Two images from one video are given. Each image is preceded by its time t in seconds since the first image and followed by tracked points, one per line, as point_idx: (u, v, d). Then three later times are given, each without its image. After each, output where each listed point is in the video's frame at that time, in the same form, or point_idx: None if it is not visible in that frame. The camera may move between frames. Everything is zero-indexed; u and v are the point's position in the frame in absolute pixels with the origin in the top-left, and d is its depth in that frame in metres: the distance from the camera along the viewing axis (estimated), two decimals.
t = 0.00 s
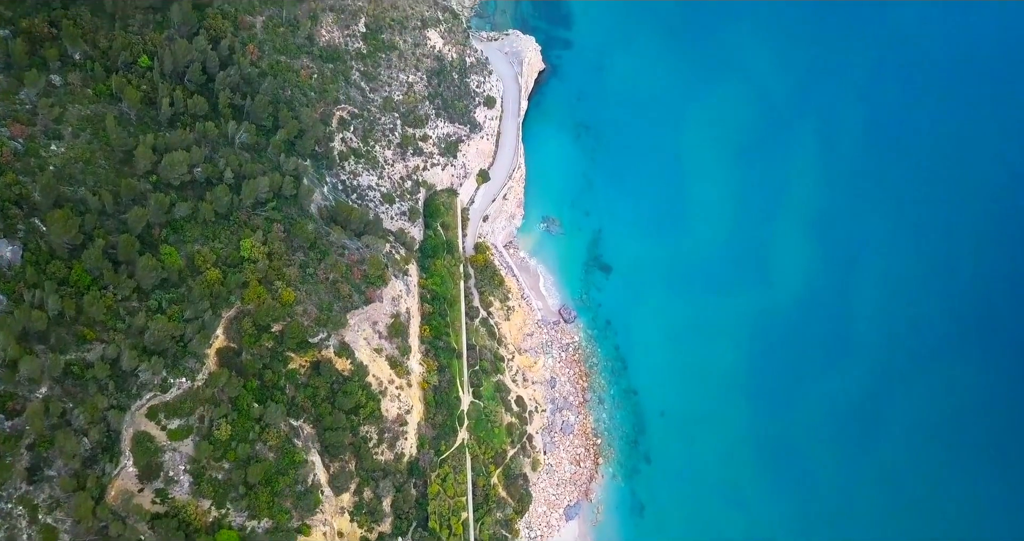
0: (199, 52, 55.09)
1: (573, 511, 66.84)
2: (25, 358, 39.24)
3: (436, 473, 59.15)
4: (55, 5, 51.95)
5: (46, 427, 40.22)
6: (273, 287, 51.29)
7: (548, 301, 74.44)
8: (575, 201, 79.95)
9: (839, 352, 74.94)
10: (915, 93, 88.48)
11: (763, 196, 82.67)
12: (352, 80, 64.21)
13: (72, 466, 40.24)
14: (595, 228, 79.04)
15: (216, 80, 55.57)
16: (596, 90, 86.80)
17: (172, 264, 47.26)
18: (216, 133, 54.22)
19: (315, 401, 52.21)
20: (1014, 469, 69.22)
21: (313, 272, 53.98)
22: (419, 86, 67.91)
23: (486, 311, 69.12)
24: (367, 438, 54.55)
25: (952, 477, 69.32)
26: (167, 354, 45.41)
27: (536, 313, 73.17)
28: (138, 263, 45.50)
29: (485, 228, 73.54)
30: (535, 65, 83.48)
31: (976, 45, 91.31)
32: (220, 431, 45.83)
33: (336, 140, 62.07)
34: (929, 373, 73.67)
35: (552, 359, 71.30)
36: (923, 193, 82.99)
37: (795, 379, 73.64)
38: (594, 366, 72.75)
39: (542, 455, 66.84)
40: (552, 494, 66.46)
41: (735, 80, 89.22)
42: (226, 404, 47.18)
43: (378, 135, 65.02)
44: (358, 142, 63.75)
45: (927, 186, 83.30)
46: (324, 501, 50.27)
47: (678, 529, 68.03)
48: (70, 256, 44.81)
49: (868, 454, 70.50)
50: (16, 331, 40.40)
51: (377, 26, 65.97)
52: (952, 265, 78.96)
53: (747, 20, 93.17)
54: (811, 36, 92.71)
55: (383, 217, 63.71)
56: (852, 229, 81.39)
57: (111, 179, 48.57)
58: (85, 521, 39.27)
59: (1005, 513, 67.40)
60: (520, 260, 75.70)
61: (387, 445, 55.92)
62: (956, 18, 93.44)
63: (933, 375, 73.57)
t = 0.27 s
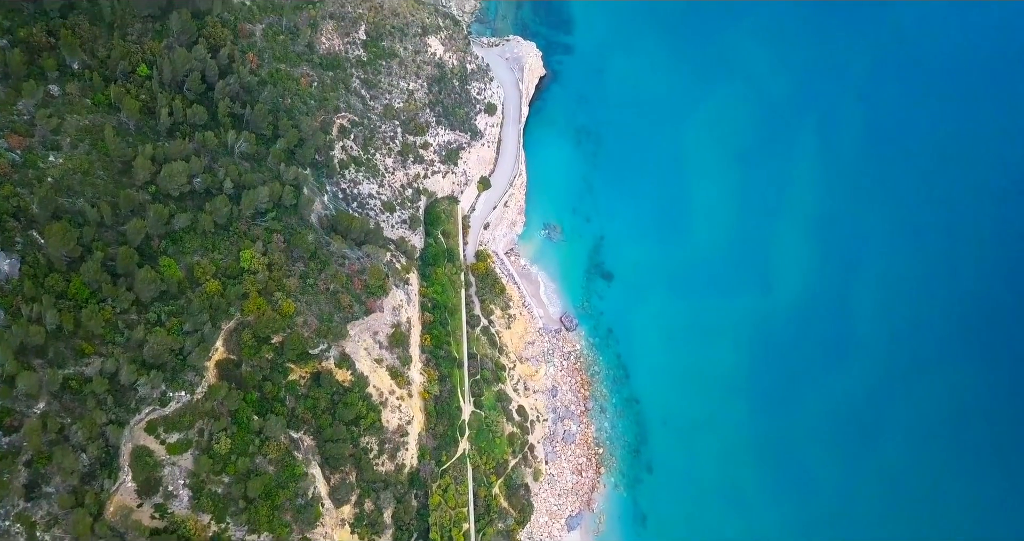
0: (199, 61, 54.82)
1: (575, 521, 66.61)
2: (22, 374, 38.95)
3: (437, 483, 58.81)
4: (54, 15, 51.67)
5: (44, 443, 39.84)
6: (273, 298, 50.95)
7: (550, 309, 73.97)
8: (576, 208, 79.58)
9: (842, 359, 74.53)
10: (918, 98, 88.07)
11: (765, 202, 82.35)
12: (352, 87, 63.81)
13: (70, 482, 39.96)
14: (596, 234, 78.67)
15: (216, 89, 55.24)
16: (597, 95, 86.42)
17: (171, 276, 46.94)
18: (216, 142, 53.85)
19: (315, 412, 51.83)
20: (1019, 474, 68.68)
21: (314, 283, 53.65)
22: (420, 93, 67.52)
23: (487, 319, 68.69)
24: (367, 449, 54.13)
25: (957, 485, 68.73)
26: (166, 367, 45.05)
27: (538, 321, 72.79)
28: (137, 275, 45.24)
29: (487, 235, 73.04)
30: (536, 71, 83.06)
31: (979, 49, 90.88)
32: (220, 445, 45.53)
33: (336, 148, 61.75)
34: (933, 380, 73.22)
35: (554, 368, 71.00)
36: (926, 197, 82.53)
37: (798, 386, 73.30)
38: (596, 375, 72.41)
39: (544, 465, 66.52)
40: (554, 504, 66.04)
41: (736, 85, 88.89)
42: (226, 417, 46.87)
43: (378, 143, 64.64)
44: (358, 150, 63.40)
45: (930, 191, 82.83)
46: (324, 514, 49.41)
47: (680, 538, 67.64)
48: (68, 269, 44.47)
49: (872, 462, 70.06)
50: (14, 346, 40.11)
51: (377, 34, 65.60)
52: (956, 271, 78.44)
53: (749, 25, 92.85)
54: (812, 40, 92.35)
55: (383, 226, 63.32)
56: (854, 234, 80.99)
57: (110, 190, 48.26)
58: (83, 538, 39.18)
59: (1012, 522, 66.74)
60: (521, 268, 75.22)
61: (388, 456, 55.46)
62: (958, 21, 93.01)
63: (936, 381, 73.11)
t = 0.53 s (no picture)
0: (198, 71, 54.42)
1: (577, 533, 66.52)
2: (19, 392, 38.49)
3: (438, 496, 58.33)
4: (52, 25, 51.18)
5: (41, 463, 39.34)
6: (273, 312, 50.52)
7: (551, 319, 73.70)
8: (578, 215, 79.17)
9: (846, 368, 74.13)
10: (921, 104, 87.65)
11: (767, 210, 82.01)
12: (352, 96, 63.39)
13: (68, 501, 39.75)
14: (598, 243, 78.28)
15: (215, 100, 54.82)
16: (598, 102, 85.99)
17: (170, 290, 46.63)
18: (215, 154, 53.49)
19: (316, 426, 51.49)
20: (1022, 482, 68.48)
21: (314, 295, 53.30)
22: (421, 102, 67.10)
23: (488, 329, 68.29)
24: (368, 462, 53.72)
25: (962, 496, 68.38)
26: (165, 384, 44.68)
27: (539, 330, 72.43)
28: (135, 290, 44.75)
29: (488, 244, 72.63)
30: (537, 78, 82.65)
31: (982, 54, 90.49)
32: (219, 461, 45.10)
33: (337, 158, 61.36)
34: (938, 390, 72.84)
35: (555, 378, 70.60)
36: (930, 205, 82.12)
37: (802, 396, 72.94)
38: (598, 385, 72.03)
39: (546, 477, 66.19)
40: (556, 516, 65.73)
41: (739, 91, 88.45)
42: (226, 433, 46.35)
43: (379, 152, 64.24)
44: (359, 159, 62.99)
45: (934, 198, 82.44)
46: (324, 529, 49.13)
47: None
48: (66, 284, 43.97)
49: (877, 472, 69.69)
50: (12, 364, 39.65)
51: (377, 42, 65.10)
52: (960, 279, 78.05)
53: (751, 30, 92.35)
54: (815, 46, 91.84)
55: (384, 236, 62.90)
56: (858, 242, 80.57)
57: (109, 203, 47.90)
58: None
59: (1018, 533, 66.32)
60: (523, 276, 74.77)
61: (389, 468, 55.01)
62: (961, 27, 92.63)
63: (941, 391, 72.74)
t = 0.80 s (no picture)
0: (197, 81, 54.05)
1: None
2: (18, 408, 38.29)
3: (439, 507, 57.63)
4: (50, 34, 50.67)
5: (39, 479, 39.08)
6: (273, 323, 50.17)
7: (552, 326, 73.42)
8: (579, 222, 78.79)
9: (848, 377, 73.98)
10: (921, 108, 87.49)
11: (769, 217, 81.66)
12: (352, 104, 63.04)
13: (66, 518, 39.39)
14: (599, 250, 77.90)
15: (215, 109, 54.45)
16: (599, 108, 85.63)
17: (169, 302, 46.13)
18: (214, 164, 53.21)
19: (316, 437, 51.21)
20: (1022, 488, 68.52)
21: (314, 306, 52.90)
22: (421, 109, 66.69)
23: (489, 338, 67.96)
24: (369, 473, 53.38)
25: (966, 506, 68.26)
26: (164, 398, 44.28)
27: (540, 338, 72.12)
28: (134, 302, 44.27)
29: (488, 251, 72.38)
30: (538, 84, 82.21)
31: (984, 60, 90.17)
32: (219, 475, 44.78)
33: (337, 166, 61.00)
34: (939, 399, 72.78)
35: (557, 387, 70.29)
36: (933, 212, 81.85)
37: (804, 405, 72.79)
38: (600, 394, 71.72)
39: (548, 487, 65.92)
40: (557, 526, 65.63)
41: (740, 96, 88.07)
42: (225, 446, 46.03)
43: (379, 161, 64.10)
44: (359, 168, 62.67)
45: (936, 205, 82.13)
46: None
47: None
48: (64, 297, 43.53)
49: (879, 482, 69.59)
50: (10, 380, 39.45)
51: (377, 49, 64.60)
52: (963, 287, 77.80)
53: (752, 35, 91.92)
54: (815, 49, 91.48)
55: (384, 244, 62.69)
56: (861, 249, 80.25)
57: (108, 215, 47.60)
58: None
59: None
60: (523, 284, 74.55)
61: (390, 479, 54.62)
62: (964, 32, 92.13)
63: (943, 400, 72.68)
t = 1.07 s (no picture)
0: (196, 92, 53.58)
1: None
2: (15, 427, 37.92)
3: (440, 519, 57.05)
4: (47, 45, 50.15)
5: (37, 499, 38.95)
6: (273, 337, 49.77)
7: (554, 336, 73.03)
8: (580, 230, 78.38)
9: (849, 385, 73.88)
10: (922, 112, 87.20)
11: (772, 225, 81.28)
12: (353, 113, 62.63)
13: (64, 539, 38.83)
14: (601, 258, 77.48)
15: (214, 119, 54.08)
16: (601, 114, 85.21)
17: (168, 317, 45.73)
18: (213, 176, 52.70)
19: (316, 451, 50.88)
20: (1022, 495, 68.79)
21: (315, 319, 52.49)
22: (422, 118, 66.29)
23: (491, 348, 67.69)
24: (369, 487, 52.84)
25: (968, 516, 68.42)
26: (163, 414, 43.98)
27: (542, 348, 71.76)
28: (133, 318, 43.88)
29: (490, 260, 72.04)
30: (540, 91, 81.82)
31: (986, 65, 89.84)
32: (218, 492, 44.29)
33: (337, 177, 60.58)
34: (942, 408, 72.87)
35: (559, 397, 69.92)
36: (935, 219, 81.62)
37: (806, 415, 72.73)
38: (602, 404, 71.40)
39: (549, 498, 65.77)
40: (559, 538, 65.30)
41: (741, 102, 87.64)
42: (225, 463, 45.63)
43: (380, 170, 63.67)
44: (359, 178, 62.25)
45: (940, 213, 81.87)
46: None
47: None
48: (62, 313, 43.10)
49: (882, 492, 69.62)
50: (7, 398, 38.97)
51: (378, 58, 64.05)
52: (966, 295, 77.63)
53: (754, 39, 91.26)
54: (816, 54, 90.99)
55: (385, 255, 62.23)
56: (864, 257, 79.90)
57: (106, 228, 47.15)
58: None
59: None
60: (525, 293, 74.14)
61: (391, 492, 54.10)
62: (964, 34, 91.70)
63: (945, 409, 72.73)
